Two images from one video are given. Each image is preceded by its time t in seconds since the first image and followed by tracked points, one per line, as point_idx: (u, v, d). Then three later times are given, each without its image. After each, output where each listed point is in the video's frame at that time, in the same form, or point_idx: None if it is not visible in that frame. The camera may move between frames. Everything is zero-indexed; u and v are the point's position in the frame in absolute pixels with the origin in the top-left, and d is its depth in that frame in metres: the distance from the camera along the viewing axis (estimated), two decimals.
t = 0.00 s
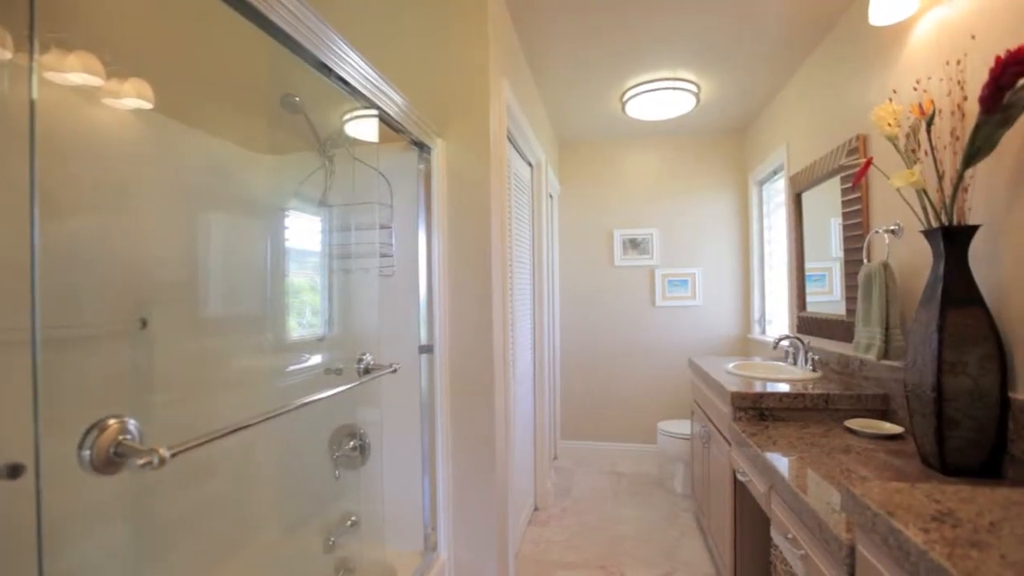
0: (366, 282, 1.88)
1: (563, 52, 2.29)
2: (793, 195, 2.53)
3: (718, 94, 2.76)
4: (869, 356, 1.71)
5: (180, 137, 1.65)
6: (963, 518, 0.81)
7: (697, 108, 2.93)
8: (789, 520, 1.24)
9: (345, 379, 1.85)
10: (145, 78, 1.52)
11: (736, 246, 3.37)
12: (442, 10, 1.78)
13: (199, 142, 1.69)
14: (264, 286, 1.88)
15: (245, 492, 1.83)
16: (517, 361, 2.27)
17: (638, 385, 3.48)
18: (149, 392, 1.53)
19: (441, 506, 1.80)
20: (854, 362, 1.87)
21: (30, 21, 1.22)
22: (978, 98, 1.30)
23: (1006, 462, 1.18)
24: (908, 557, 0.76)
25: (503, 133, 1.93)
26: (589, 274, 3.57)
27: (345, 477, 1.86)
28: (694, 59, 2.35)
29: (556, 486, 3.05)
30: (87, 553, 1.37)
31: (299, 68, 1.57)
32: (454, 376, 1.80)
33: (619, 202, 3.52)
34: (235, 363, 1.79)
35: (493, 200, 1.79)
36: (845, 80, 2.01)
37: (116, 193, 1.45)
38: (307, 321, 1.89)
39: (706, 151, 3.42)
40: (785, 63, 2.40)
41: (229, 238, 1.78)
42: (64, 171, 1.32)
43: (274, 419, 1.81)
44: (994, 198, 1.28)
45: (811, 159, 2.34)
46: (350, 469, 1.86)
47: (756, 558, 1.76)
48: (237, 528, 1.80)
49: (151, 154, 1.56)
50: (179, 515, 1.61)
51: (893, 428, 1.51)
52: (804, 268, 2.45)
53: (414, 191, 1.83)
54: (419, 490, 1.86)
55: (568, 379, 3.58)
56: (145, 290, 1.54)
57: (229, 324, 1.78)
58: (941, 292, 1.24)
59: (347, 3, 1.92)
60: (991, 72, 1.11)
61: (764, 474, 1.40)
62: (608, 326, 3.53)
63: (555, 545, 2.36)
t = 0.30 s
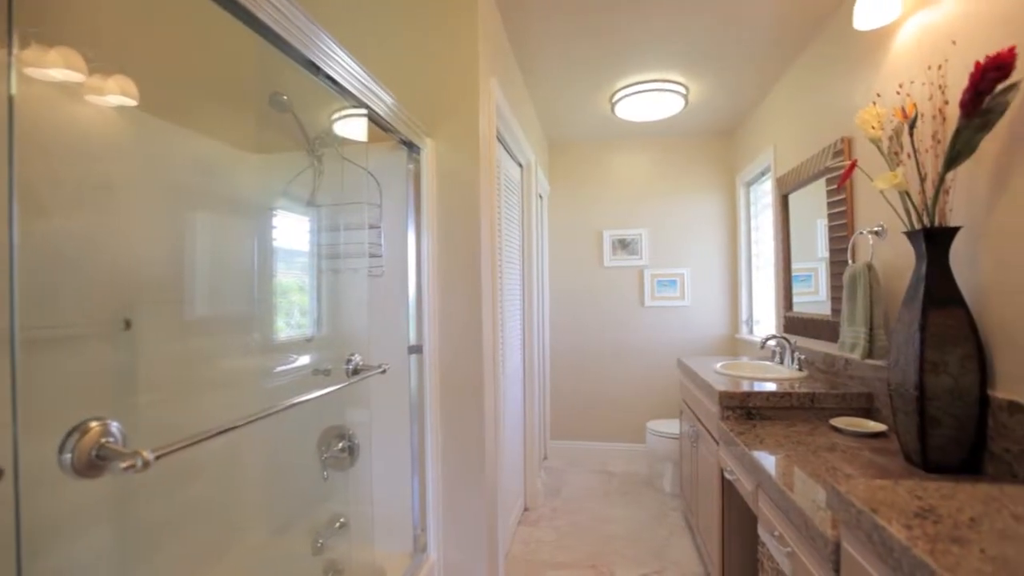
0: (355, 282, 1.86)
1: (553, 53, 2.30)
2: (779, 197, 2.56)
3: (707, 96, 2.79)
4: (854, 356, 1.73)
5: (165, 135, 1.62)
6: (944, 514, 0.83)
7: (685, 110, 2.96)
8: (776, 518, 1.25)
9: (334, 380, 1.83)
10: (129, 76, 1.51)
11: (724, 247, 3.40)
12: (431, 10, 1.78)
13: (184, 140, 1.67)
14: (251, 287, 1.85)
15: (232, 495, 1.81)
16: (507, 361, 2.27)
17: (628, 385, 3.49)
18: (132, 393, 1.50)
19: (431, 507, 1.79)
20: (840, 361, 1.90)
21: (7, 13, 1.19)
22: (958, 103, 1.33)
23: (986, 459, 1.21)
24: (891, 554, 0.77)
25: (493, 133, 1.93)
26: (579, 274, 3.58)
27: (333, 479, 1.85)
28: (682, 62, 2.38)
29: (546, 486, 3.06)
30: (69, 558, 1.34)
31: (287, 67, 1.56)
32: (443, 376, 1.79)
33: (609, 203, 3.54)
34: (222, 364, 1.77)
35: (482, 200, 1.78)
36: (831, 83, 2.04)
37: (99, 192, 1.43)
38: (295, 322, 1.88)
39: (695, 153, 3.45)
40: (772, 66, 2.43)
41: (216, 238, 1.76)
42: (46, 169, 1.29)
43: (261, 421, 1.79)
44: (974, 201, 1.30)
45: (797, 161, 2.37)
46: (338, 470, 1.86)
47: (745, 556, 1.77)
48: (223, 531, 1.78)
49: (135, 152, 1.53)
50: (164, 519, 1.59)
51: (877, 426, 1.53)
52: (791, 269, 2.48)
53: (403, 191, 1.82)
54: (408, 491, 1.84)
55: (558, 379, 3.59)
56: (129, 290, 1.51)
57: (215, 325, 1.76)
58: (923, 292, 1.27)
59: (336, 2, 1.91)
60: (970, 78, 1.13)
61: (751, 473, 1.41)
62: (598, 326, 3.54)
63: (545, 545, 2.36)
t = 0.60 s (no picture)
0: (344, 282, 1.85)
1: (543, 54, 2.30)
2: (766, 198, 2.59)
3: (696, 98, 2.81)
4: (838, 355, 1.76)
5: (150, 132, 1.59)
6: (926, 510, 0.84)
7: (674, 111, 2.98)
8: (763, 515, 1.27)
9: (321, 381, 1.82)
10: (112, 72, 1.47)
11: (712, 248, 3.43)
12: (420, 9, 1.78)
13: (169, 138, 1.64)
14: (238, 287, 1.84)
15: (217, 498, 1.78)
16: (496, 362, 2.27)
17: (617, 385, 3.51)
18: (115, 396, 1.47)
19: (420, 508, 1.78)
20: (825, 360, 1.92)
21: None
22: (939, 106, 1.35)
23: (966, 455, 1.23)
24: (874, 549, 0.78)
25: (483, 133, 1.93)
26: (569, 274, 3.59)
27: (321, 480, 1.84)
28: (671, 63, 2.39)
29: (535, 486, 3.06)
30: (50, 566, 1.30)
31: (274, 64, 1.54)
32: (432, 376, 1.79)
33: (598, 203, 3.55)
34: (207, 365, 1.74)
35: (472, 201, 1.78)
36: (816, 86, 2.07)
37: (81, 190, 1.39)
38: (283, 322, 1.87)
39: (683, 154, 3.48)
40: (759, 69, 2.46)
41: (201, 237, 1.73)
42: (26, 165, 1.26)
43: (247, 422, 1.77)
44: (955, 202, 1.33)
45: (784, 163, 2.40)
46: (326, 472, 1.84)
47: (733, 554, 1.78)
48: (208, 535, 1.75)
49: (119, 149, 1.50)
50: (147, 523, 1.56)
51: (860, 425, 1.55)
52: (777, 269, 2.51)
53: (392, 191, 1.81)
54: (397, 493, 1.84)
55: (547, 379, 3.59)
56: (112, 290, 1.48)
57: (201, 325, 1.73)
58: (905, 292, 1.29)
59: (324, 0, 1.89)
60: (950, 82, 1.16)
61: (739, 471, 1.43)
62: (587, 326, 3.56)
63: (534, 545, 2.36)
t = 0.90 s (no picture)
0: (332, 281, 1.84)
1: (533, 54, 2.30)
2: (754, 200, 2.62)
3: (684, 100, 2.84)
4: (824, 354, 1.78)
5: (134, 130, 1.57)
6: (909, 507, 0.86)
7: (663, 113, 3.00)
8: (750, 513, 1.28)
9: (310, 382, 1.80)
10: (95, 68, 1.45)
11: (700, 248, 3.46)
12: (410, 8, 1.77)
13: (153, 136, 1.62)
14: (224, 287, 1.81)
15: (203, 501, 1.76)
16: (486, 362, 2.26)
17: (607, 385, 3.52)
18: (98, 398, 1.44)
19: (409, 510, 1.78)
20: (811, 359, 1.95)
21: None
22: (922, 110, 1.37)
23: (947, 453, 1.26)
24: (859, 545, 0.79)
25: (472, 133, 1.93)
26: (559, 274, 3.59)
27: (310, 483, 1.82)
28: (660, 65, 2.41)
29: (525, 486, 3.06)
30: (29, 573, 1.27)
31: (262, 62, 1.53)
32: (422, 376, 1.78)
33: (588, 204, 3.56)
34: (193, 367, 1.72)
35: (462, 203, 1.78)
36: (802, 89, 2.09)
37: (63, 189, 1.37)
38: (270, 322, 1.85)
39: (672, 155, 3.50)
40: (746, 72, 2.49)
41: (187, 237, 1.71)
42: (5, 163, 1.23)
43: (234, 424, 1.75)
44: (936, 205, 1.35)
45: (771, 165, 2.43)
46: (315, 474, 1.83)
47: (722, 551, 1.80)
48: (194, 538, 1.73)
49: (102, 147, 1.47)
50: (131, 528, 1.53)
51: (846, 423, 1.58)
52: (764, 269, 2.54)
53: (381, 191, 1.81)
54: (386, 494, 1.84)
55: (537, 379, 3.60)
56: (94, 290, 1.45)
57: (186, 326, 1.71)
58: (889, 292, 1.31)
59: None
60: (933, 86, 1.18)
61: (727, 470, 1.44)
62: (577, 326, 3.57)
63: (524, 545, 2.36)
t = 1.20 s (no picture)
0: (318, 282, 1.83)
1: (521, 54, 2.30)
2: (739, 201, 2.65)
3: (671, 102, 2.86)
4: (807, 353, 1.81)
5: (114, 127, 1.54)
6: (890, 503, 0.87)
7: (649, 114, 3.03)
8: (736, 511, 1.29)
9: (294, 383, 1.79)
10: (72, 64, 1.42)
11: (687, 249, 3.49)
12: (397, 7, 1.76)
13: (134, 134, 1.59)
14: (207, 288, 1.77)
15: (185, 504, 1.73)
16: (473, 362, 2.26)
17: (594, 385, 3.54)
18: (76, 401, 1.41)
19: (397, 511, 1.77)
20: (795, 358, 1.98)
21: None
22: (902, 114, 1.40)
23: (926, 450, 1.28)
24: (841, 541, 0.81)
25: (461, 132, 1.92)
26: (547, 275, 3.60)
27: (295, 485, 1.80)
28: (647, 67, 2.43)
29: (513, 486, 3.07)
30: None
31: (246, 59, 1.51)
32: (409, 376, 1.77)
33: (576, 205, 3.58)
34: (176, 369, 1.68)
35: (450, 203, 1.77)
36: (786, 92, 2.13)
37: (40, 186, 1.33)
38: (256, 323, 1.82)
39: (659, 157, 3.53)
40: (731, 75, 2.52)
41: (170, 236, 1.68)
42: None
43: (218, 426, 1.72)
44: (915, 207, 1.38)
45: (755, 167, 2.46)
46: (300, 475, 1.81)
47: (707, 549, 1.82)
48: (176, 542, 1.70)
49: (80, 144, 1.44)
50: (111, 533, 1.50)
51: (829, 421, 1.60)
52: (749, 270, 2.57)
53: (369, 192, 1.79)
54: (374, 495, 1.82)
55: (525, 379, 3.60)
56: (73, 291, 1.42)
57: (169, 327, 1.67)
58: (870, 293, 1.34)
59: None
60: (911, 91, 1.20)
61: (712, 468, 1.46)
62: (565, 326, 3.58)
63: (513, 545, 2.36)
